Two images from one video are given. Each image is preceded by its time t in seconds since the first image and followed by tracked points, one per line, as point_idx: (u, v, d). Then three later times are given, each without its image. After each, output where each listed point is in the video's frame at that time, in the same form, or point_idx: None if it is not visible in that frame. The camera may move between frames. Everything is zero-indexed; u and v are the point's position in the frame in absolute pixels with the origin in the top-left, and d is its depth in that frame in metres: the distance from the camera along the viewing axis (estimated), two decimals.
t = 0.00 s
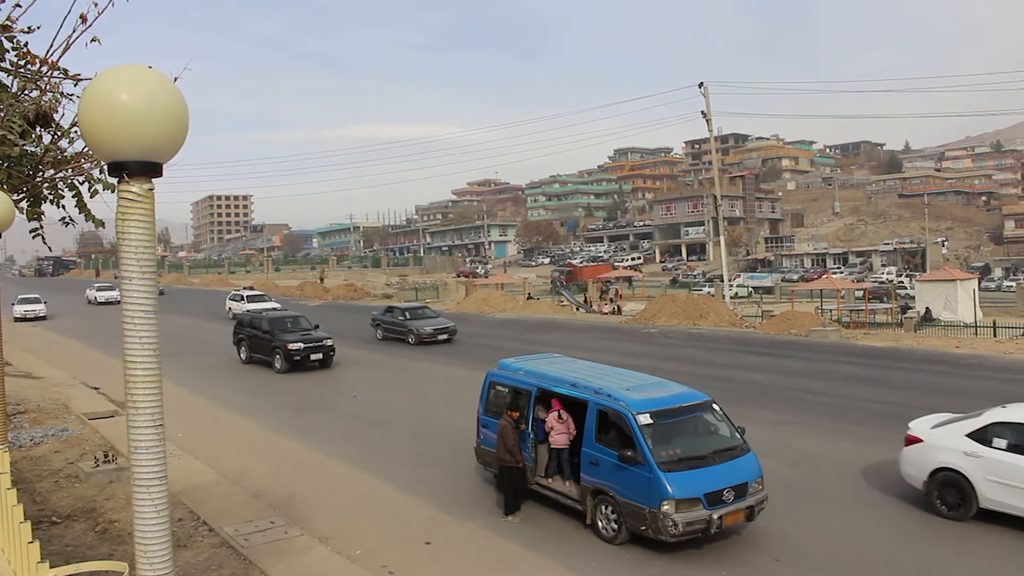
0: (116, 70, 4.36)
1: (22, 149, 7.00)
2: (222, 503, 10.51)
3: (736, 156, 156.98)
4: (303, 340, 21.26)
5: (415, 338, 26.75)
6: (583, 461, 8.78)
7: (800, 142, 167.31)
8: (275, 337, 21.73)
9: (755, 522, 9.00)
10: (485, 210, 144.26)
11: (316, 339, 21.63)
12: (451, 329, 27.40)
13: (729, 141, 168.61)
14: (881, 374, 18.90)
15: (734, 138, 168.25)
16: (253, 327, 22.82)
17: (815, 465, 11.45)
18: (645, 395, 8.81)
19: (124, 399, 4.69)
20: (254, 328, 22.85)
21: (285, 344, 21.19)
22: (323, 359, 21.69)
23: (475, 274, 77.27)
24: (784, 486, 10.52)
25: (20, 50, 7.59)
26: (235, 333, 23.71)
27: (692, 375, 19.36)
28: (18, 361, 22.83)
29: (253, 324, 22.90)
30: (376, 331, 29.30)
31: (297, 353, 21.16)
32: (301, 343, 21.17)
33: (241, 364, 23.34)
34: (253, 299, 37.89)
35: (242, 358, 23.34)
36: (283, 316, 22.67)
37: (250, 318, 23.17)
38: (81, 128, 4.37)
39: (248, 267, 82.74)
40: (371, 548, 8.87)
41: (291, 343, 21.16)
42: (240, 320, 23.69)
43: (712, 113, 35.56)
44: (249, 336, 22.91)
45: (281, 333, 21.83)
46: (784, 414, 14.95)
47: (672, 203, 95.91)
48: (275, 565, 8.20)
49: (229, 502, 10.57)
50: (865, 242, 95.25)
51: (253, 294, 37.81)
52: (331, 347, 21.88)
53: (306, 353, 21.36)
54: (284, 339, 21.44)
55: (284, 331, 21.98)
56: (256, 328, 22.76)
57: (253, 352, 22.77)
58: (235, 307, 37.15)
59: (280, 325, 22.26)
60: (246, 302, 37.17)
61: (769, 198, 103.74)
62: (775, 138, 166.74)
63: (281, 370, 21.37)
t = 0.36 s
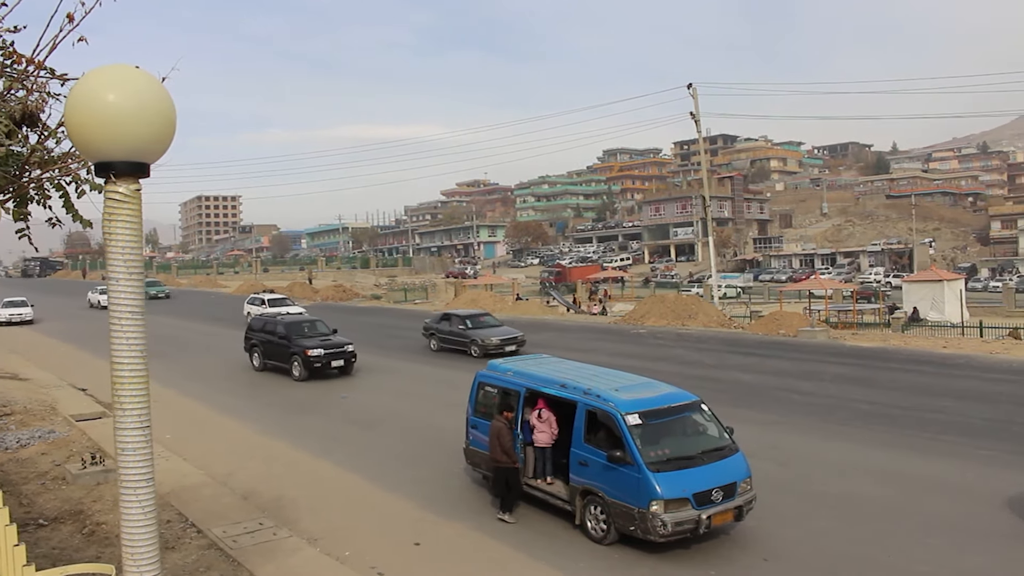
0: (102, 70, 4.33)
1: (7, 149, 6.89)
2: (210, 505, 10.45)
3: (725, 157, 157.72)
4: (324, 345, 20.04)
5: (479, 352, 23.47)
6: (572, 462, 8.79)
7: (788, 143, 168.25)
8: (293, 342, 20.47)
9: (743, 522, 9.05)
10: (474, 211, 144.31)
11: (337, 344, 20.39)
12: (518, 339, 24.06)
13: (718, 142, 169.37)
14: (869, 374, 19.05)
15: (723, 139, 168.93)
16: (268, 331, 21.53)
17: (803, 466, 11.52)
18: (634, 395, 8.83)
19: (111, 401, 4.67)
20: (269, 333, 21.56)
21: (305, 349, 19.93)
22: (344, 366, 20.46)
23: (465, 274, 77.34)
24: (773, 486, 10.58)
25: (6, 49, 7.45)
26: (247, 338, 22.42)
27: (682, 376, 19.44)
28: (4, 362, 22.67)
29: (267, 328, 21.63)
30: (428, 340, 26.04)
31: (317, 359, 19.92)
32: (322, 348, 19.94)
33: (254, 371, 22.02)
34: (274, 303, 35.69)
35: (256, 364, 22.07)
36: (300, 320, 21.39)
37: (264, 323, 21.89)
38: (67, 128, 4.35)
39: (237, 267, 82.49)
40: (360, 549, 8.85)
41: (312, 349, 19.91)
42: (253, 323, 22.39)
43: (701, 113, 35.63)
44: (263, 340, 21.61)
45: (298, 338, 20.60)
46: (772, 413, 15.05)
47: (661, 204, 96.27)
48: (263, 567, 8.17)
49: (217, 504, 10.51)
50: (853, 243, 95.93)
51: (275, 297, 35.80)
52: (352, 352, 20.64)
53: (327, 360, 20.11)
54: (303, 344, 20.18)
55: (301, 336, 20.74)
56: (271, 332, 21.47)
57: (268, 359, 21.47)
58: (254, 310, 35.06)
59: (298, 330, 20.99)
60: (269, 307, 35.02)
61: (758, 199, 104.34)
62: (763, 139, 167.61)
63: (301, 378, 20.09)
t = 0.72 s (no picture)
0: (88, 70, 4.30)
1: None
2: (198, 506, 10.39)
3: (713, 158, 158.31)
4: (347, 351, 18.94)
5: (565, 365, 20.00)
6: (561, 463, 8.80)
7: (776, 144, 169.00)
8: (314, 347, 19.35)
9: (732, 522, 9.09)
10: (464, 211, 144.20)
11: (361, 350, 19.28)
12: (612, 351, 20.66)
13: (707, 143, 170.01)
14: (856, 374, 19.17)
15: (711, 141, 169.44)
16: (285, 336, 20.40)
17: (792, 466, 11.57)
18: (624, 395, 8.85)
19: (98, 402, 4.65)
20: (286, 338, 20.41)
21: (328, 355, 18.82)
22: (369, 373, 19.36)
23: (454, 274, 77.30)
24: (761, 486, 10.63)
25: None
26: (262, 343, 21.27)
27: (672, 376, 19.49)
28: None
29: (284, 333, 20.46)
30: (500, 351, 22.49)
31: (341, 366, 18.82)
32: (346, 355, 18.84)
33: (271, 378, 20.86)
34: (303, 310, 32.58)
35: (271, 371, 20.89)
36: (320, 323, 20.24)
37: (281, 326, 20.74)
38: (52, 129, 4.33)
39: (225, 268, 82.10)
40: (349, 550, 8.82)
41: (336, 355, 18.79)
42: (268, 328, 21.21)
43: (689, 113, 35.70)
44: (280, 346, 20.45)
45: (320, 343, 19.48)
46: (761, 414, 15.12)
47: (650, 205, 96.49)
48: (251, 568, 8.12)
49: (205, 506, 10.44)
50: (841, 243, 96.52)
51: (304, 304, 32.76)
52: (376, 359, 19.53)
53: (351, 367, 18.98)
54: (325, 350, 19.06)
55: (323, 341, 19.61)
56: (289, 338, 20.31)
57: (286, 365, 20.31)
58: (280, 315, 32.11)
59: (318, 334, 19.85)
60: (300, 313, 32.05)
61: (746, 199, 104.80)
62: (752, 139, 168.32)
63: (322, 386, 18.96)
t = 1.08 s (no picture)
0: (73, 69, 4.27)
1: None
2: (186, 508, 10.33)
3: (702, 159, 158.90)
4: (374, 357, 17.95)
5: (691, 387, 16.95)
6: (550, 463, 8.81)
7: (765, 145, 169.86)
8: (339, 354, 18.34)
9: (720, 522, 9.12)
10: (453, 212, 144.13)
11: (389, 355, 18.29)
12: (739, 368, 17.44)
13: (696, 143, 170.53)
14: (844, 374, 19.30)
15: (700, 141, 169.87)
16: (305, 342, 19.37)
17: (778, 466, 11.64)
18: (612, 395, 8.88)
19: (84, 403, 4.62)
20: (306, 343, 19.38)
21: (354, 362, 17.82)
22: (396, 380, 18.34)
23: (442, 275, 77.27)
24: (749, 486, 10.68)
25: None
26: (279, 349, 20.23)
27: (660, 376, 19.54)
28: None
29: (305, 339, 19.42)
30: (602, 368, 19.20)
31: (368, 373, 17.82)
32: (374, 361, 17.84)
33: (289, 386, 19.81)
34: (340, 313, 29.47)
35: (290, 378, 19.80)
36: (342, 328, 19.21)
37: (301, 331, 19.69)
38: (37, 128, 4.29)
39: (213, 268, 81.77)
40: (339, 550, 8.81)
41: (363, 362, 17.78)
42: (285, 333, 20.21)
43: (678, 114, 35.79)
44: (300, 352, 19.42)
45: (344, 349, 18.45)
46: (750, 414, 15.18)
47: (639, 205, 96.81)
48: (239, 570, 8.08)
49: (193, 507, 10.38)
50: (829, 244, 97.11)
51: (338, 306, 29.73)
52: (405, 366, 18.51)
53: (379, 375, 17.96)
54: (350, 356, 18.08)
55: (347, 347, 18.60)
56: (309, 343, 19.29)
57: (307, 372, 19.28)
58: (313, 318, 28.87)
59: (342, 339, 18.85)
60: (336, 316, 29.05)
61: (734, 200, 105.26)
62: (741, 140, 169.09)
63: (349, 395, 17.92)
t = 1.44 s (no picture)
0: (54, 66, 4.22)
1: None
2: (170, 509, 10.25)
3: (687, 160, 159.65)
4: (402, 364, 16.75)
5: (863, 415, 14.13)
6: (535, 463, 8.82)
7: (749, 146, 170.78)
8: (364, 360, 17.15)
9: (705, 522, 9.16)
10: (438, 212, 143.84)
11: (416, 361, 17.11)
12: (913, 392, 14.68)
13: (681, 144, 171.08)
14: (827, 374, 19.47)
15: (684, 142, 170.32)
16: (325, 347, 18.21)
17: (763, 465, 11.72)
18: (597, 396, 8.90)
19: (65, 404, 4.58)
20: (326, 349, 18.23)
21: (382, 369, 16.62)
22: (424, 389, 17.16)
23: (427, 276, 77.03)
24: (734, 486, 10.73)
25: None
26: (295, 355, 19.09)
27: (646, 377, 19.61)
28: None
29: (323, 344, 18.28)
30: (738, 392, 16.26)
31: (396, 381, 16.65)
32: (402, 368, 16.66)
33: (307, 394, 18.62)
34: (383, 320, 26.61)
35: (307, 386, 18.62)
36: (365, 332, 18.08)
37: (318, 336, 18.56)
38: (18, 128, 4.25)
39: (197, 268, 81.18)
40: (324, 552, 8.77)
41: (391, 369, 16.59)
42: (302, 338, 19.07)
43: (662, 114, 35.85)
44: (319, 358, 18.25)
45: (368, 355, 17.28)
46: (734, 414, 15.27)
47: (624, 206, 97.12)
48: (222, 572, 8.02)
49: (177, 509, 10.28)
50: (812, 244, 97.82)
51: (381, 311, 27.05)
52: (433, 374, 17.36)
53: (406, 383, 16.76)
54: (376, 363, 16.90)
55: (371, 352, 17.45)
56: (328, 348, 18.14)
57: (328, 380, 18.10)
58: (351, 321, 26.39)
59: (365, 345, 17.71)
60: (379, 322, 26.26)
61: (719, 201, 105.80)
62: (725, 141, 169.97)
63: (374, 404, 16.71)
